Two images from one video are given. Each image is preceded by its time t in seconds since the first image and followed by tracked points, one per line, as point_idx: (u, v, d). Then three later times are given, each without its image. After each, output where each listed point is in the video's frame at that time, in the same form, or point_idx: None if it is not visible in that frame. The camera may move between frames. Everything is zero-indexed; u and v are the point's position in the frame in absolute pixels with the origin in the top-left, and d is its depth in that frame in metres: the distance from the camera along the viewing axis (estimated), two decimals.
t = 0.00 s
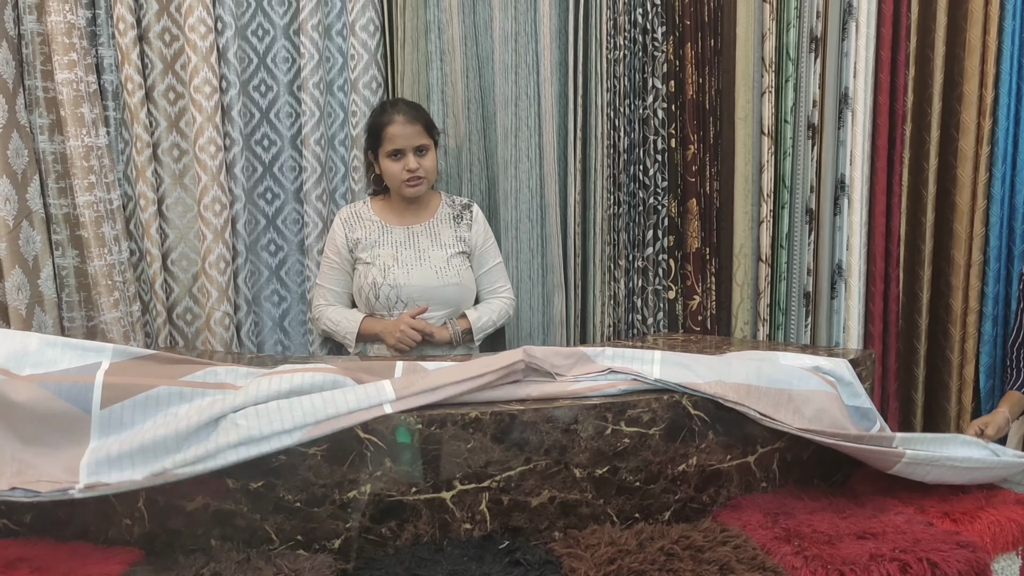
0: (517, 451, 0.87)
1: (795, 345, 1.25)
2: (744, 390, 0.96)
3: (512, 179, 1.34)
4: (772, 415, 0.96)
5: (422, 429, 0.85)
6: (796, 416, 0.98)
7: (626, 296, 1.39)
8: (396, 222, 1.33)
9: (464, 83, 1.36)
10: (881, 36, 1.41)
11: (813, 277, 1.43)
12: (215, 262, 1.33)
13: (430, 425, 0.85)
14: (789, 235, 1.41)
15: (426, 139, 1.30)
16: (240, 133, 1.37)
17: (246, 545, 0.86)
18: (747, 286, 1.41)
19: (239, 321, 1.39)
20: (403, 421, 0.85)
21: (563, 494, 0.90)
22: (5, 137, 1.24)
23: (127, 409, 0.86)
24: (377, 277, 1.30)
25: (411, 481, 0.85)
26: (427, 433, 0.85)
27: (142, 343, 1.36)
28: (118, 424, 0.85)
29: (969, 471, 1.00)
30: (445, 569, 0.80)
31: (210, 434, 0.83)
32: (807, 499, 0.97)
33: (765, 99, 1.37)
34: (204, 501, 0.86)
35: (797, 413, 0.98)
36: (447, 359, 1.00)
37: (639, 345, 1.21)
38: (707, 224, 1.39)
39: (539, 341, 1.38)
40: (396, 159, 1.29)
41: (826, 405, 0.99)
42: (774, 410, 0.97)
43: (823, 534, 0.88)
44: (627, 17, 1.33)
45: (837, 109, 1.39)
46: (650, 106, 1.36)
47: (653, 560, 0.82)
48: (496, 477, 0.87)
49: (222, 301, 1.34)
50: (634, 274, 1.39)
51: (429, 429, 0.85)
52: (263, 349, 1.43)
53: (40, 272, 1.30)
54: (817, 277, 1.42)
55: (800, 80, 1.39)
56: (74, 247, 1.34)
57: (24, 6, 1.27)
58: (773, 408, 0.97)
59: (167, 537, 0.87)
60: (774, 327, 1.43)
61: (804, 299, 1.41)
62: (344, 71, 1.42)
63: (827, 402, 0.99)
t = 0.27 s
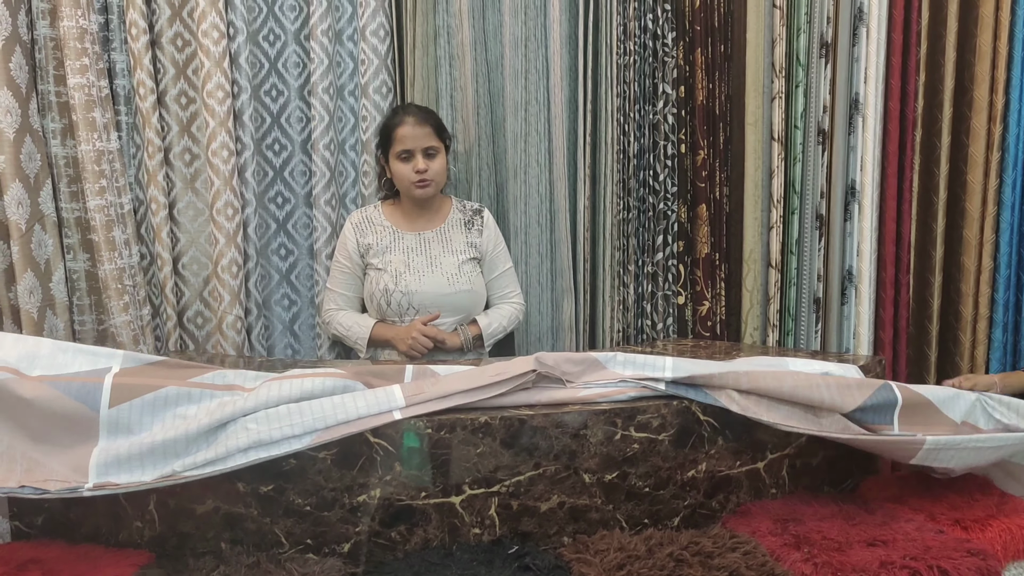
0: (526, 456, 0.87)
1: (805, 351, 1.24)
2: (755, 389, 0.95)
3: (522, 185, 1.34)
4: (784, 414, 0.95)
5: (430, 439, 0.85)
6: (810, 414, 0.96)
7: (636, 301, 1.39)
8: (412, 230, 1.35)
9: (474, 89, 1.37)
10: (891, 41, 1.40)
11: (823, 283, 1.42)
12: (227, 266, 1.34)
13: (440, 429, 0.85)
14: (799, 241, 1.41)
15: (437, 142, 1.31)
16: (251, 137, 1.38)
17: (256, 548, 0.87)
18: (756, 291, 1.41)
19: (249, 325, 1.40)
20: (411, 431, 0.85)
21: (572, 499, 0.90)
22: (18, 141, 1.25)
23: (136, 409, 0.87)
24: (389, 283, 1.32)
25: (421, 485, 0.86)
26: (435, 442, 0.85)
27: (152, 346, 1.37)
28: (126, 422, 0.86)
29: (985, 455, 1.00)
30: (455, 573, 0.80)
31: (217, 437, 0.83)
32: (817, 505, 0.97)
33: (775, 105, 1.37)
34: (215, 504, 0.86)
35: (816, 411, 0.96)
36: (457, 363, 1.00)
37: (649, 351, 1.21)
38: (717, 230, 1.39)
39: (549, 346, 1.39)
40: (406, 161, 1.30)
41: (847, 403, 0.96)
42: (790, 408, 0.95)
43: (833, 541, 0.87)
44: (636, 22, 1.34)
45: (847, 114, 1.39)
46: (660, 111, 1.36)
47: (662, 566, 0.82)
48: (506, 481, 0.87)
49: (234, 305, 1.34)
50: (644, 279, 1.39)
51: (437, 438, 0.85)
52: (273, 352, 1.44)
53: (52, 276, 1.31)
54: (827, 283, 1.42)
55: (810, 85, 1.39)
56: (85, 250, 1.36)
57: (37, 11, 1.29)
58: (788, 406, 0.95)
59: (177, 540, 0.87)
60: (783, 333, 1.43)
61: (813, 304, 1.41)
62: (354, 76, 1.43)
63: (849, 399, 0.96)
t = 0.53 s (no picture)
0: (535, 462, 0.87)
1: (814, 357, 1.23)
2: (765, 391, 0.95)
3: (530, 191, 1.34)
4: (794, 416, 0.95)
5: (438, 444, 0.85)
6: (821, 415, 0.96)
7: (644, 306, 1.39)
8: (419, 235, 1.36)
9: (482, 94, 1.37)
10: (900, 46, 1.40)
11: (832, 288, 1.42)
12: (237, 271, 1.34)
13: (448, 435, 0.85)
14: (808, 246, 1.41)
15: (446, 154, 1.31)
16: (260, 143, 1.38)
17: (264, 554, 0.87)
18: (765, 297, 1.40)
19: (258, 330, 1.40)
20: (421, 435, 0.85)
21: (580, 505, 0.89)
22: (28, 147, 1.26)
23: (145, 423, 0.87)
24: (397, 289, 1.32)
25: (429, 490, 0.85)
26: (443, 446, 0.85)
27: (161, 352, 1.37)
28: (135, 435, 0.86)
29: (1000, 438, 1.00)
30: None
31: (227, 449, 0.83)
32: (826, 512, 0.96)
33: (783, 110, 1.37)
34: (223, 509, 0.86)
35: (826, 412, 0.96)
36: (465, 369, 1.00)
37: (657, 357, 1.20)
38: (725, 235, 1.39)
39: (557, 351, 1.40)
40: (415, 172, 1.31)
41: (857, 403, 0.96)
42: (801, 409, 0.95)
43: (844, 547, 0.86)
44: (644, 28, 1.34)
45: (856, 119, 1.38)
46: (668, 117, 1.36)
47: (671, 572, 0.81)
48: (514, 487, 0.87)
49: (244, 310, 1.35)
50: (652, 285, 1.39)
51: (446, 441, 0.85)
52: (281, 357, 1.44)
53: (61, 281, 1.31)
54: (836, 288, 1.42)
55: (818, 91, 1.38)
56: (94, 256, 1.37)
57: (48, 18, 1.30)
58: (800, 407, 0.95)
59: (186, 545, 0.87)
60: (792, 338, 1.42)
61: (823, 310, 1.41)
62: (362, 82, 1.43)
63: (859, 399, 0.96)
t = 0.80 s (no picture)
0: (540, 466, 0.87)
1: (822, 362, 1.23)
2: (772, 392, 0.95)
3: (537, 195, 1.35)
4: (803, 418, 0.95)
5: (443, 447, 0.85)
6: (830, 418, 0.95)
7: (651, 311, 1.39)
8: (425, 239, 1.36)
9: (489, 98, 1.37)
10: (908, 51, 1.39)
11: (840, 293, 1.41)
12: (244, 274, 1.34)
13: (454, 439, 0.85)
14: (816, 251, 1.40)
15: (456, 157, 1.32)
16: (267, 147, 1.39)
17: (269, 557, 0.86)
18: (773, 301, 1.40)
19: (265, 333, 1.40)
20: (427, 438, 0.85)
21: (586, 510, 0.89)
22: (36, 150, 1.26)
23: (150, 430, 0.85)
24: (403, 293, 1.32)
25: (434, 495, 0.85)
26: (449, 449, 0.85)
27: (167, 354, 1.38)
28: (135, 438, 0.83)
29: (1007, 441, 0.99)
30: None
31: (235, 448, 0.82)
32: (834, 518, 0.95)
33: (791, 114, 1.36)
34: (229, 512, 0.86)
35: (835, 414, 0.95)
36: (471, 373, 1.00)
37: (664, 361, 1.20)
38: (732, 240, 1.38)
39: (563, 355, 1.39)
40: (423, 172, 1.32)
41: (866, 404, 0.96)
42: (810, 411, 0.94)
43: (851, 554, 0.86)
44: (652, 32, 1.34)
45: (864, 124, 1.38)
46: (675, 121, 1.36)
47: None
48: (520, 492, 0.87)
49: (251, 313, 1.35)
50: (659, 289, 1.39)
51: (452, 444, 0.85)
52: (288, 361, 1.45)
53: (68, 284, 1.32)
54: (844, 293, 1.41)
55: (826, 95, 1.38)
56: (101, 258, 1.37)
57: (56, 22, 1.31)
58: (808, 408, 0.94)
59: (192, 548, 0.87)
60: (800, 343, 1.42)
61: (830, 315, 1.40)
62: (369, 86, 1.44)
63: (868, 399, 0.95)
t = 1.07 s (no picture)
0: (545, 470, 0.86)
1: (829, 368, 1.22)
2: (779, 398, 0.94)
3: (544, 198, 1.35)
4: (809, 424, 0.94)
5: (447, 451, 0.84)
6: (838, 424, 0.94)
7: (657, 315, 1.38)
8: (428, 241, 1.36)
9: (496, 101, 1.37)
10: (919, 57, 1.39)
11: (847, 299, 1.40)
12: (250, 275, 1.35)
13: (458, 441, 0.85)
14: (823, 257, 1.40)
15: (463, 161, 1.32)
16: (275, 147, 1.39)
17: (272, 558, 0.86)
18: (779, 307, 1.39)
19: (270, 333, 1.41)
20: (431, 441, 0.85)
21: (590, 515, 0.89)
22: (45, 149, 1.27)
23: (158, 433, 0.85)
24: (405, 294, 1.32)
25: (438, 497, 0.85)
26: (453, 453, 0.85)
27: (173, 354, 1.38)
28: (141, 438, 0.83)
29: (1014, 448, 0.98)
30: None
31: (240, 449, 0.81)
32: (839, 525, 0.95)
33: (800, 120, 1.36)
34: (232, 513, 0.85)
35: (841, 420, 0.94)
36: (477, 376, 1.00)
37: (670, 366, 1.20)
38: (740, 245, 1.38)
39: (569, 359, 1.39)
40: (429, 174, 1.32)
41: (874, 412, 0.95)
42: (816, 417, 0.93)
43: (856, 561, 0.85)
44: (661, 36, 1.33)
45: (874, 130, 1.37)
46: (684, 125, 1.36)
47: None
48: (524, 495, 0.86)
49: (256, 314, 1.35)
50: (666, 293, 1.38)
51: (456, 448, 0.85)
52: (293, 361, 1.45)
53: (75, 282, 1.32)
54: (851, 299, 1.40)
55: (836, 101, 1.37)
56: (108, 257, 1.38)
57: (67, 21, 1.31)
58: (815, 414, 0.93)
59: (195, 548, 0.87)
60: (806, 349, 1.41)
61: (837, 321, 1.39)
62: (377, 88, 1.44)
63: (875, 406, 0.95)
